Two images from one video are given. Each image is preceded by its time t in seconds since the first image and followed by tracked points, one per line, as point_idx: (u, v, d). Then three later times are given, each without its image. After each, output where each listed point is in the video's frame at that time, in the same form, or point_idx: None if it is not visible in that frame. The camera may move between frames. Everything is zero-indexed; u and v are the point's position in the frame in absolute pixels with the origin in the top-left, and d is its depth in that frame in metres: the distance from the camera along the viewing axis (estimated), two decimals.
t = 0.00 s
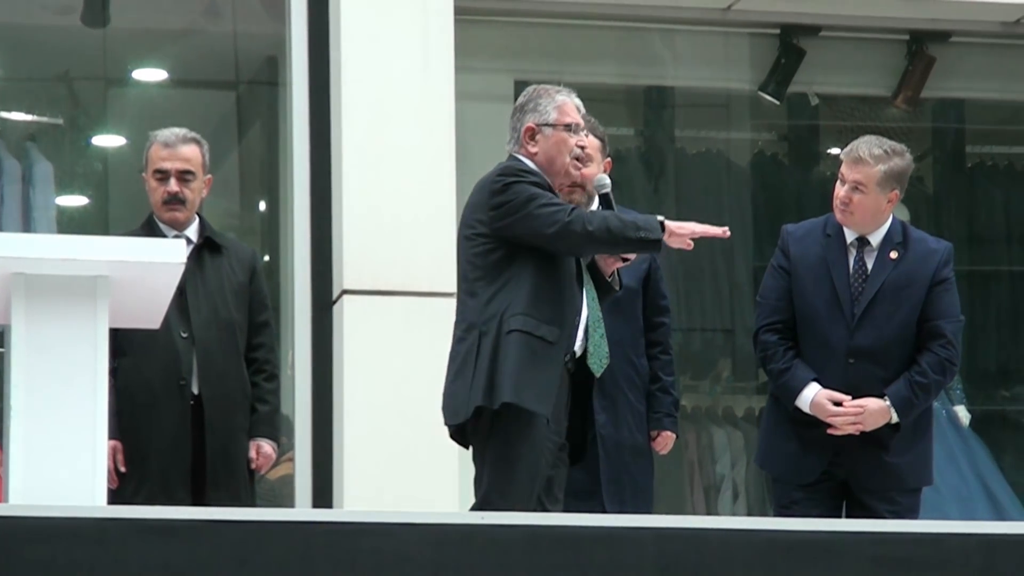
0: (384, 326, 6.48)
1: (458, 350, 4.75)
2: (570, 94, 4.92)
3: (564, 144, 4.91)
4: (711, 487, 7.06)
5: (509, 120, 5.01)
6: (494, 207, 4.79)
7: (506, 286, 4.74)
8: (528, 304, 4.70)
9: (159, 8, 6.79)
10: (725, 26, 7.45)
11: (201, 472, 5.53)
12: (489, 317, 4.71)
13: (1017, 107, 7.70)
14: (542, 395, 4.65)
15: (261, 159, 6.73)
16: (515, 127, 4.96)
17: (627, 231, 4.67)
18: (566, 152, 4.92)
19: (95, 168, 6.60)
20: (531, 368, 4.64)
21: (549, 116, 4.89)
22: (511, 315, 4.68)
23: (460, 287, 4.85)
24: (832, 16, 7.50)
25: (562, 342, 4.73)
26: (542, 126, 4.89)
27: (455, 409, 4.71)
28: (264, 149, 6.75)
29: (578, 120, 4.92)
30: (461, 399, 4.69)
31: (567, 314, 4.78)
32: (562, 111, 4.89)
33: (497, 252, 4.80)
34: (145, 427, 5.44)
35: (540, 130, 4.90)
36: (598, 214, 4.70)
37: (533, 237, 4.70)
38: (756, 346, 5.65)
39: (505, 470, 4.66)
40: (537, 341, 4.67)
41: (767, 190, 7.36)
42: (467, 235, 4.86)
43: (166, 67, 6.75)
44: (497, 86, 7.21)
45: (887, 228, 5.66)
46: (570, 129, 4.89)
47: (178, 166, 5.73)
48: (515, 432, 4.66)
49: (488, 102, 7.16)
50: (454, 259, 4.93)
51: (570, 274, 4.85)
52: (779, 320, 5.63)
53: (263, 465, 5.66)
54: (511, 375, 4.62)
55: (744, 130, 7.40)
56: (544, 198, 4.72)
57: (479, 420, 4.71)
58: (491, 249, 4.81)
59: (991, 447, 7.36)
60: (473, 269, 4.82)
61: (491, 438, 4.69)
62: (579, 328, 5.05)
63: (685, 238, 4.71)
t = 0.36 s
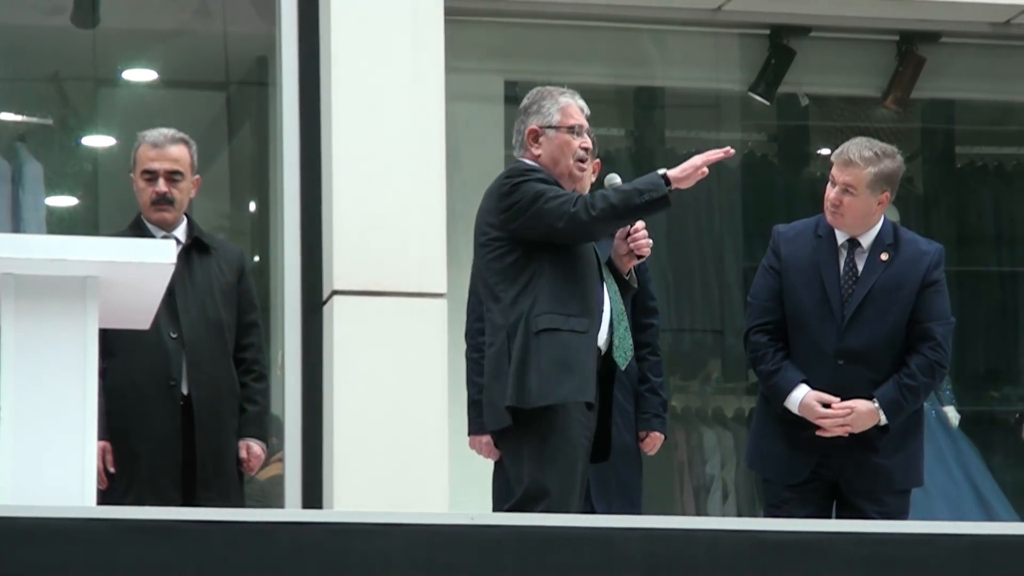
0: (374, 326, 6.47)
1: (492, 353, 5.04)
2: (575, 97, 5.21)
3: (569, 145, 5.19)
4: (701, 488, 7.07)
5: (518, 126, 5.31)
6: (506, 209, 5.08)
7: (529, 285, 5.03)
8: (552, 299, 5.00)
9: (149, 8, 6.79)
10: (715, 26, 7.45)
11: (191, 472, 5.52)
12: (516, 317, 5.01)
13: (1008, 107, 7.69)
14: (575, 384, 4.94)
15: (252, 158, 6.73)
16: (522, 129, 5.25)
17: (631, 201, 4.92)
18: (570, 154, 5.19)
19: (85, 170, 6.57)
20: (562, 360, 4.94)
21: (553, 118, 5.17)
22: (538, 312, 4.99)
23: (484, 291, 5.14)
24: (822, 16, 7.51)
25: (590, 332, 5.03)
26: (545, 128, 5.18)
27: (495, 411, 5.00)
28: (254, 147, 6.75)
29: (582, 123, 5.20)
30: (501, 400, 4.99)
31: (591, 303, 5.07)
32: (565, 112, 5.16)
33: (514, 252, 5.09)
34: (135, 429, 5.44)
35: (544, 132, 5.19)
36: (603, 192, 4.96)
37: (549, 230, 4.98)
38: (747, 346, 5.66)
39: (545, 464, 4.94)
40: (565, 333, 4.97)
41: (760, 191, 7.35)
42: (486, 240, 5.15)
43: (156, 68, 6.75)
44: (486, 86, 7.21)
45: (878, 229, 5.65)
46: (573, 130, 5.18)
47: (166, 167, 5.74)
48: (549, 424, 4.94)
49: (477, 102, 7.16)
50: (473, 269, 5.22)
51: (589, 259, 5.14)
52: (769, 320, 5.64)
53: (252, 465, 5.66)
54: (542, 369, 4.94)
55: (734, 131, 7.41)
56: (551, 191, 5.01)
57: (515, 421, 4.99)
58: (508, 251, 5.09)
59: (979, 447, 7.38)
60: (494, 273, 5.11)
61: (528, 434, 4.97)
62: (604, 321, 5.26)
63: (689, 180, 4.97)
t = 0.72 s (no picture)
0: (365, 326, 6.47)
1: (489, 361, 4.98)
2: (623, 121, 5.11)
3: (605, 166, 5.10)
4: (691, 490, 7.05)
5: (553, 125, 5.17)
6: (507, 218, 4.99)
7: (520, 303, 4.92)
8: (545, 325, 4.88)
9: (138, 8, 6.77)
10: (705, 27, 7.45)
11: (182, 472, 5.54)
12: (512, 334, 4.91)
13: (996, 107, 7.71)
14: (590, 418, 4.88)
15: (243, 157, 6.71)
16: (562, 133, 5.11)
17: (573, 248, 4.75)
18: (603, 175, 5.11)
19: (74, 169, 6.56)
20: (565, 390, 4.86)
21: (602, 136, 5.06)
22: (533, 338, 4.88)
23: (489, 290, 5.07)
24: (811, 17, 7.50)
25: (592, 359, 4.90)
26: (592, 142, 5.06)
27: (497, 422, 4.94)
28: (245, 146, 6.74)
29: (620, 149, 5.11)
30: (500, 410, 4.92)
31: (597, 327, 4.92)
32: (613, 136, 5.07)
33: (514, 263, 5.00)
34: (127, 429, 5.43)
35: (588, 145, 5.07)
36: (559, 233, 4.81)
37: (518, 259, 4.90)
38: (739, 348, 5.66)
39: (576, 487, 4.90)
40: (560, 363, 4.86)
41: (748, 190, 7.37)
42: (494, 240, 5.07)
43: (146, 68, 6.76)
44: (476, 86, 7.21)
45: (868, 230, 5.64)
46: (616, 155, 5.09)
47: (156, 167, 5.74)
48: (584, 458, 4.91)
49: (467, 103, 7.17)
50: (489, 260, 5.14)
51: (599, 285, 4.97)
52: (760, 323, 5.64)
53: (244, 464, 5.69)
54: (536, 397, 4.86)
55: (723, 131, 7.41)
56: (530, 219, 4.90)
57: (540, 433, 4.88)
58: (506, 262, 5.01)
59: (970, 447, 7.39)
60: (495, 278, 5.04)
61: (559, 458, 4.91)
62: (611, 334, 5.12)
63: (639, 236, 4.78)
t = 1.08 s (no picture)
0: (328, 322, 6.45)
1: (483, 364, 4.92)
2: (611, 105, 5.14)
3: (609, 154, 5.11)
4: (654, 489, 7.05)
5: (544, 125, 5.11)
6: (520, 217, 4.91)
7: (529, 303, 4.89)
8: (554, 327, 4.86)
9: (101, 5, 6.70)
10: (669, 25, 7.44)
11: (144, 470, 5.53)
12: (517, 334, 4.87)
13: (957, 106, 7.72)
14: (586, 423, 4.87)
15: (206, 154, 6.67)
16: (565, 129, 5.07)
17: (609, 245, 4.76)
18: (609, 163, 5.12)
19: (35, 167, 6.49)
20: (566, 394, 4.85)
21: (606, 125, 5.08)
22: (542, 339, 4.85)
23: (490, 289, 4.99)
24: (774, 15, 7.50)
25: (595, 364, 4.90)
26: (601, 132, 5.06)
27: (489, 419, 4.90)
28: (208, 142, 6.70)
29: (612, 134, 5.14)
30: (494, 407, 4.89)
31: (601, 331, 4.93)
32: (613, 122, 5.09)
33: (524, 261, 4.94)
34: (89, 428, 5.41)
35: (596, 136, 5.06)
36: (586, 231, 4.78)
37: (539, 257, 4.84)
38: (702, 344, 5.64)
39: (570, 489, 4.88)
40: (565, 366, 4.86)
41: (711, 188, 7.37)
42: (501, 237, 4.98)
43: (108, 64, 6.68)
44: (440, 84, 7.19)
45: (830, 225, 5.65)
46: (615, 141, 5.11)
47: (118, 164, 5.72)
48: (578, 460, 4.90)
49: (431, 100, 7.15)
50: (488, 257, 5.05)
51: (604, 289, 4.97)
52: (725, 317, 5.63)
53: (208, 458, 5.68)
54: (538, 399, 4.84)
55: (687, 129, 7.41)
56: (551, 216, 4.84)
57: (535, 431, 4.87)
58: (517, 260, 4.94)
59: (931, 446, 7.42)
60: (502, 276, 4.96)
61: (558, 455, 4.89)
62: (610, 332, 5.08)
63: (668, 226, 4.83)
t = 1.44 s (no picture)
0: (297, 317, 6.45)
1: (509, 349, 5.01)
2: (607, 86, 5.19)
3: (608, 137, 5.17)
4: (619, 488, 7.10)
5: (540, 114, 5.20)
6: (546, 211, 4.99)
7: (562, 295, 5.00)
8: (589, 319, 5.00)
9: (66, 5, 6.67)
10: (636, 26, 7.45)
11: (110, 468, 5.49)
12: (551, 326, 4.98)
13: (925, 107, 7.73)
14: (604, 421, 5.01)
15: (173, 153, 6.63)
16: (559, 118, 5.15)
17: (653, 241, 4.88)
18: (609, 146, 5.18)
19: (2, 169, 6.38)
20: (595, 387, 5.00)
21: (600, 110, 5.13)
22: (578, 330, 4.99)
23: (507, 278, 5.06)
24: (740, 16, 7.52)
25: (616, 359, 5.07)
26: (593, 119, 5.13)
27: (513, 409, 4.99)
28: (175, 142, 6.65)
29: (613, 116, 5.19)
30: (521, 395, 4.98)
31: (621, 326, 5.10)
32: (607, 106, 5.15)
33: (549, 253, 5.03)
34: (54, 428, 5.40)
35: (591, 122, 5.13)
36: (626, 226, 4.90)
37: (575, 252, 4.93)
38: (670, 341, 5.64)
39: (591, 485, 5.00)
40: (595, 359, 5.01)
41: (679, 190, 7.36)
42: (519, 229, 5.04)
43: (73, 64, 6.64)
44: (407, 84, 7.19)
45: (794, 222, 5.68)
46: (613, 123, 5.16)
47: (83, 163, 5.70)
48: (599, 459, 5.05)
49: (398, 100, 7.15)
50: (499, 244, 5.11)
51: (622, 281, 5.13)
52: (692, 314, 5.63)
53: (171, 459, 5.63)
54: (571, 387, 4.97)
55: (655, 129, 7.41)
56: (583, 211, 4.94)
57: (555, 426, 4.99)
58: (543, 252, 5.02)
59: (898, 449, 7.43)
60: (525, 267, 5.03)
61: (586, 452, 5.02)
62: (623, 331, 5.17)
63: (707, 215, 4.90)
